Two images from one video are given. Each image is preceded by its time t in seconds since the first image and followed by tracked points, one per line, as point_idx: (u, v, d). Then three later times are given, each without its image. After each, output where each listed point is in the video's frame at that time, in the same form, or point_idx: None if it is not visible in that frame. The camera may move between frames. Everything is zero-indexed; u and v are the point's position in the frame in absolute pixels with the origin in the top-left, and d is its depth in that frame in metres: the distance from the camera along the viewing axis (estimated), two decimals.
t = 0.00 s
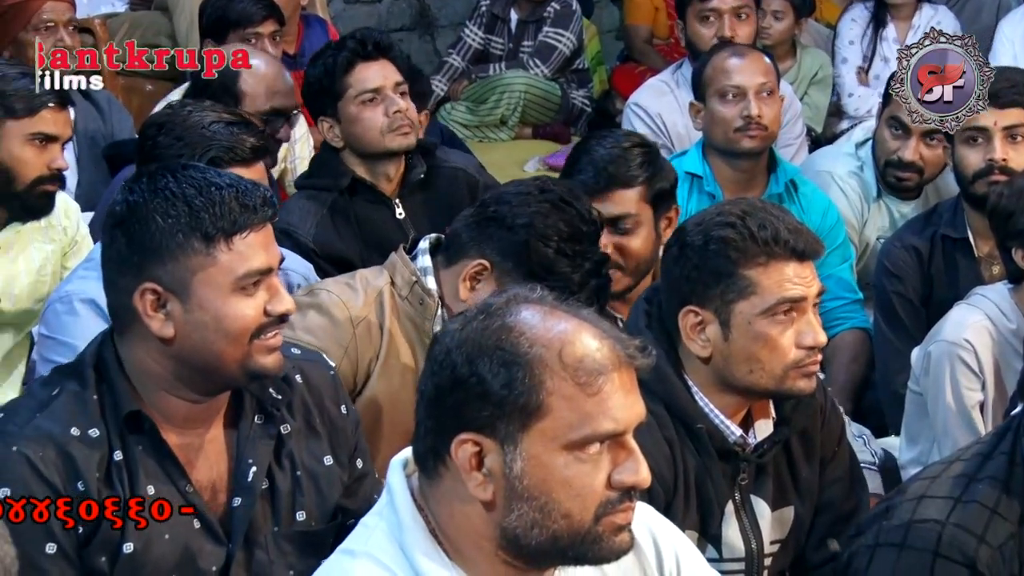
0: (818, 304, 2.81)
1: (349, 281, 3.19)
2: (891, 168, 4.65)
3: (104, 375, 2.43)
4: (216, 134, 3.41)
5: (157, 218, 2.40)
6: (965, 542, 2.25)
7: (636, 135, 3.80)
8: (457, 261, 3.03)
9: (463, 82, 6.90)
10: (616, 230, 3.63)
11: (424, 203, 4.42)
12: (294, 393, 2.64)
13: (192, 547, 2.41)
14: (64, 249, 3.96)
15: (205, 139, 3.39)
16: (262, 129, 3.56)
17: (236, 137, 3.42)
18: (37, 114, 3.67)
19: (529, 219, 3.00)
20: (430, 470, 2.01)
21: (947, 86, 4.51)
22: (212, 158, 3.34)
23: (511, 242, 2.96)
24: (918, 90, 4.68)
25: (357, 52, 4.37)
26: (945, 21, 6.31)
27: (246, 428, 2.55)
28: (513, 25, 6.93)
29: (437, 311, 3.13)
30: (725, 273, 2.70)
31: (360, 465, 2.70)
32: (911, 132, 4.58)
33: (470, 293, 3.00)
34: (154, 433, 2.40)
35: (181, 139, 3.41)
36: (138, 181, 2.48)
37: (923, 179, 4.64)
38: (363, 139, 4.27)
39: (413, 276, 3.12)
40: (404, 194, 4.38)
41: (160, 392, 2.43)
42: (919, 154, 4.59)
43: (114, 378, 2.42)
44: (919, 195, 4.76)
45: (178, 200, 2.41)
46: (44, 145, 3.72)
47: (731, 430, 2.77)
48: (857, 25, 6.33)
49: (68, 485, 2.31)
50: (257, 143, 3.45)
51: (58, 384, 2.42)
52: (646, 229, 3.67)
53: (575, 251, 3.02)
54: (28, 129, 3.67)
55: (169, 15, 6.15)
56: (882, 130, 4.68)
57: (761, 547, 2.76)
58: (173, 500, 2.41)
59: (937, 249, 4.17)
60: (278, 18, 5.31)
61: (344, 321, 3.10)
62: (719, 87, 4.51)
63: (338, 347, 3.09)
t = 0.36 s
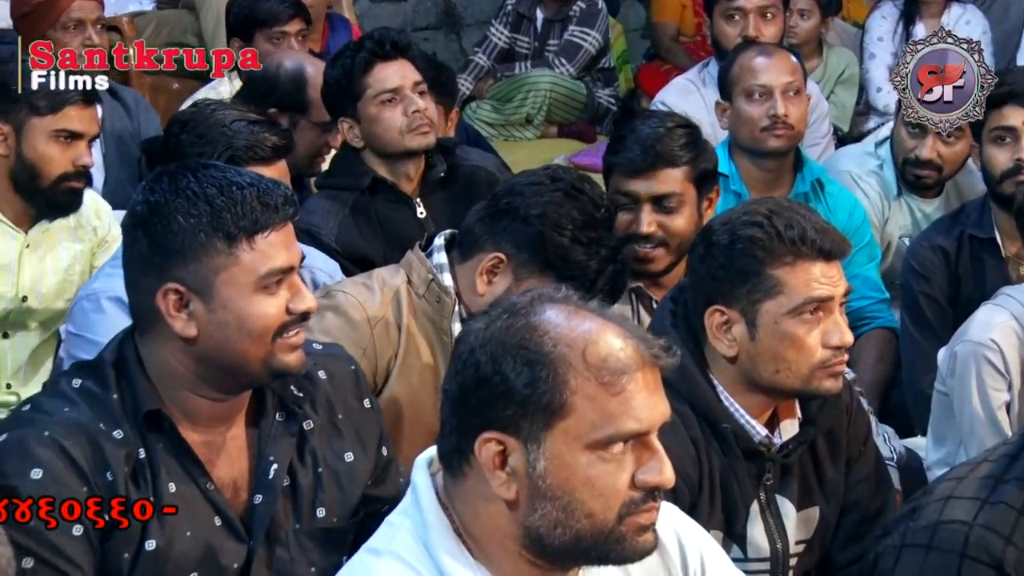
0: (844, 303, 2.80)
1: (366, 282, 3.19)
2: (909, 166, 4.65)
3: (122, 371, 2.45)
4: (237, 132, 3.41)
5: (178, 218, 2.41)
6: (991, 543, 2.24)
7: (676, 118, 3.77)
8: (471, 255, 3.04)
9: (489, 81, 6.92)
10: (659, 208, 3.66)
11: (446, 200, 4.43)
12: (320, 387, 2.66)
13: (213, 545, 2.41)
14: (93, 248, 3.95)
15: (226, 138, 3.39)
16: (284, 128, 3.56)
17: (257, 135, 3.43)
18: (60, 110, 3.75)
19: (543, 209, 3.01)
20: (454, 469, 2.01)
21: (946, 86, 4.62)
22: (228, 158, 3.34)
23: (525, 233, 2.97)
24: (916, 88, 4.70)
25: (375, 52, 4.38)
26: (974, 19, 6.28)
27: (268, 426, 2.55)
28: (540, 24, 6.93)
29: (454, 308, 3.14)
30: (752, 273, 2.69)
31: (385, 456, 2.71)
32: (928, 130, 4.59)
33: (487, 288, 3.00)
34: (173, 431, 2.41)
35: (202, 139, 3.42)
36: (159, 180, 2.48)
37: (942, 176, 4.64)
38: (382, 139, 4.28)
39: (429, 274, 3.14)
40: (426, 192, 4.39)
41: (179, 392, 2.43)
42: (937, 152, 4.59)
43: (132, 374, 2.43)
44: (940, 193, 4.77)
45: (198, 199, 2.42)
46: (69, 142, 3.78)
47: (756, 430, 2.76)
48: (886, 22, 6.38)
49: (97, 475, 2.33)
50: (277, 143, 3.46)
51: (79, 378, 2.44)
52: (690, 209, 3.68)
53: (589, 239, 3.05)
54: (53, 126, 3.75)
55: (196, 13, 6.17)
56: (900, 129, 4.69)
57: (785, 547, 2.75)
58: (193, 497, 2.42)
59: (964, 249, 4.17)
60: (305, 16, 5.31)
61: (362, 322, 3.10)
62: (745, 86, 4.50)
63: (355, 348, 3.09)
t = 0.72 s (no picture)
0: (868, 302, 2.80)
1: (390, 285, 3.16)
2: (931, 164, 4.64)
3: (157, 366, 2.45)
4: (246, 131, 3.41)
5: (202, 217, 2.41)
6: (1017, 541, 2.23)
7: (728, 116, 3.75)
8: (501, 269, 3.01)
9: (514, 80, 6.93)
10: (713, 206, 3.65)
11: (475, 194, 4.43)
12: (350, 383, 2.67)
13: (247, 538, 2.41)
14: (116, 241, 3.95)
15: (236, 140, 3.40)
16: (300, 123, 3.54)
17: (265, 132, 3.41)
18: (86, 101, 3.76)
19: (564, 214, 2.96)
20: (477, 466, 2.01)
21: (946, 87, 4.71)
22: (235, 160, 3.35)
23: (564, 243, 2.94)
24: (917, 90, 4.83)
25: (408, 48, 4.39)
26: (1002, 17, 6.30)
27: (299, 421, 2.55)
28: (564, 22, 6.93)
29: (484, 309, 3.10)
30: (776, 272, 2.68)
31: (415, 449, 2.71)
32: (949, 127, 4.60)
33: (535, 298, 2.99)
34: (210, 423, 2.41)
35: (213, 134, 3.44)
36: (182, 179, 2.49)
37: (964, 173, 4.64)
38: (411, 136, 4.29)
39: (451, 276, 3.10)
40: (452, 189, 4.40)
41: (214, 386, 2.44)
42: (958, 148, 4.60)
43: (167, 366, 2.43)
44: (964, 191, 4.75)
45: (221, 197, 2.42)
46: (96, 134, 3.79)
47: (781, 430, 2.75)
48: (912, 20, 6.31)
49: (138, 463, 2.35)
50: (289, 140, 3.44)
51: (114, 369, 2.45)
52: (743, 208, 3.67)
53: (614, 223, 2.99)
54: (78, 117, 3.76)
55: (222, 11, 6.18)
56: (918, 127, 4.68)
57: (810, 547, 2.75)
58: (229, 488, 2.42)
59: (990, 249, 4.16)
60: (331, 14, 5.33)
61: (386, 329, 3.08)
62: (769, 83, 4.50)
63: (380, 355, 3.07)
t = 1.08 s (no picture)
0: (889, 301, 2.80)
1: (410, 288, 3.12)
2: (956, 161, 4.62)
3: (179, 369, 2.44)
4: (263, 134, 3.41)
5: (265, 213, 2.39)
6: None
7: (752, 114, 3.74)
8: (521, 272, 3.04)
9: (533, 78, 6.94)
10: (737, 204, 3.64)
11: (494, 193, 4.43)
12: (363, 383, 2.69)
13: (270, 535, 2.42)
14: (131, 237, 3.96)
15: (253, 143, 3.40)
16: (311, 120, 3.56)
17: (282, 132, 3.42)
18: (90, 95, 3.77)
19: (567, 208, 3.04)
20: (496, 465, 2.01)
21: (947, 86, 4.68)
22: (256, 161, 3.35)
23: (577, 231, 3.05)
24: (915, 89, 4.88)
25: (436, 48, 4.38)
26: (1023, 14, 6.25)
27: (318, 420, 2.56)
28: (584, 20, 6.91)
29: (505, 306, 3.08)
30: (797, 271, 2.68)
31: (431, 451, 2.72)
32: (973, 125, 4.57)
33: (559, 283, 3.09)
34: (228, 425, 2.40)
35: (230, 135, 3.43)
36: (219, 176, 2.45)
37: (989, 172, 4.61)
38: (437, 135, 4.29)
39: (469, 275, 3.07)
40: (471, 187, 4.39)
41: (252, 389, 2.43)
42: (982, 146, 4.58)
43: (188, 369, 2.42)
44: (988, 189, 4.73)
45: (288, 189, 2.42)
46: (103, 127, 3.80)
47: (800, 428, 2.75)
48: (930, 20, 6.36)
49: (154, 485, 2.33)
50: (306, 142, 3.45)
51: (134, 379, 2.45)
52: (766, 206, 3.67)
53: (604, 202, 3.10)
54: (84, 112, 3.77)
55: (241, 9, 6.19)
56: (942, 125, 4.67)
57: (829, 546, 2.74)
58: (250, 487, 2.42)
59: (1011, 248, 4.12)
60: (350, 12, 5.33)
61: (410, 335, 3.05)
62: (783, 82, 4.53)
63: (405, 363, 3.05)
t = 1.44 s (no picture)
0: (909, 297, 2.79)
1: (427, 290, 3.09)
2: (977, 158, 4.60)
3: (189, 364, 2.45)
4: (286, 129, 3.40)
5: (270, 202, 2.42)
6: None
7: (762, 107, 3.73)
8: (543, 268, 3.05)
9: (552, 74, 6.91)
10: (747, 197, 3.64)
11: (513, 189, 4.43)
12: (371, 373, 2.67)
13: (283, 527, 2.42)
14: (149, 235, 3.95)
15: (276, 135, 3.39)
16: (335, 117, 3.57)
17: (304, 129, 3.41)
18: (105, 93, 3.79)
19: (595, 204, 3.08)
20: (513, 461, 2.01)
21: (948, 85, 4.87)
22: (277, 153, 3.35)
23: (602, 228, 3.09)
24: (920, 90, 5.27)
25: (460, 44, 4.43)
26: None
27: (328, 409, 2.56)
28: (603, 15, 6.93)
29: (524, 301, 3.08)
30: (816, 266, 2.67)
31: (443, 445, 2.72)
32: (996, 120, 4.54)
33: (580, 280, 3.10)
34: (238, 418, 2.40)
35: (252, 131, 3.44)
36: (224, 166, 2.48)
37: (1012, 167, 4.57)
38: (459, 134, 4.32)
39: (487, 276, 3.06)
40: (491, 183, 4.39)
41: (260, 378, 2.44)
42: (1005, 142, 4.53)
43: (196, 362, 2.44)
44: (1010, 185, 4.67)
45: (292, 178, 2.45)
46: (117, 124, 3.82)
47: (819, 424, 2.74)
48: (948, 16, 6.39)
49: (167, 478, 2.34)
50: (327, 138, 3.44)
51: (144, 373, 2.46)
52: (777, 198, 3.67)
53: (630, 200, 3.15)
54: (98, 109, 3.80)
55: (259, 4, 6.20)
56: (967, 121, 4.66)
57: (848, 543, 2.74)
58: (261, 479, 2.42)
59: None
60: (369, 8, 5.33)
61: (427, 338, 3.03)
62: (801, 79, 4.52)
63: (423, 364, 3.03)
